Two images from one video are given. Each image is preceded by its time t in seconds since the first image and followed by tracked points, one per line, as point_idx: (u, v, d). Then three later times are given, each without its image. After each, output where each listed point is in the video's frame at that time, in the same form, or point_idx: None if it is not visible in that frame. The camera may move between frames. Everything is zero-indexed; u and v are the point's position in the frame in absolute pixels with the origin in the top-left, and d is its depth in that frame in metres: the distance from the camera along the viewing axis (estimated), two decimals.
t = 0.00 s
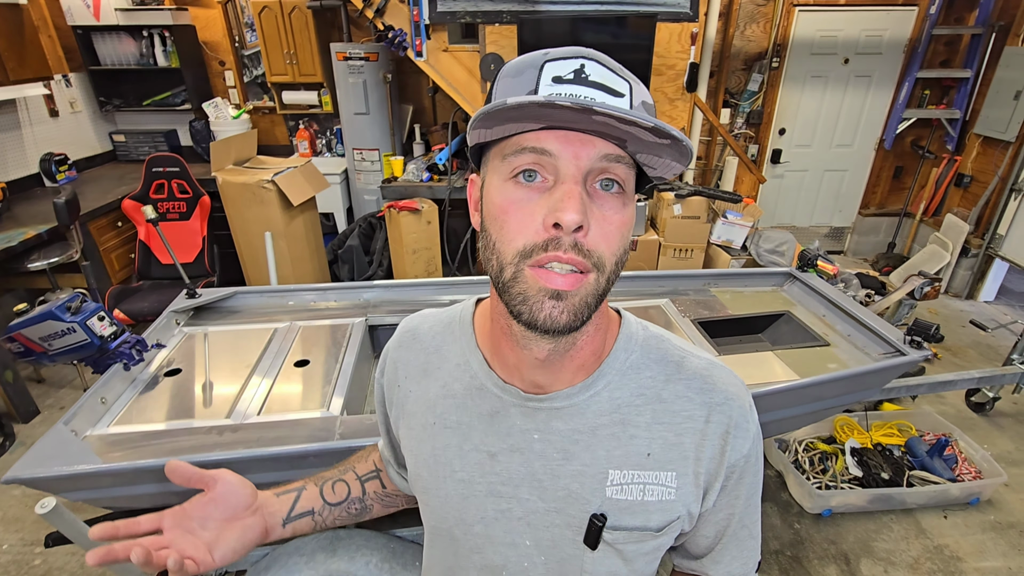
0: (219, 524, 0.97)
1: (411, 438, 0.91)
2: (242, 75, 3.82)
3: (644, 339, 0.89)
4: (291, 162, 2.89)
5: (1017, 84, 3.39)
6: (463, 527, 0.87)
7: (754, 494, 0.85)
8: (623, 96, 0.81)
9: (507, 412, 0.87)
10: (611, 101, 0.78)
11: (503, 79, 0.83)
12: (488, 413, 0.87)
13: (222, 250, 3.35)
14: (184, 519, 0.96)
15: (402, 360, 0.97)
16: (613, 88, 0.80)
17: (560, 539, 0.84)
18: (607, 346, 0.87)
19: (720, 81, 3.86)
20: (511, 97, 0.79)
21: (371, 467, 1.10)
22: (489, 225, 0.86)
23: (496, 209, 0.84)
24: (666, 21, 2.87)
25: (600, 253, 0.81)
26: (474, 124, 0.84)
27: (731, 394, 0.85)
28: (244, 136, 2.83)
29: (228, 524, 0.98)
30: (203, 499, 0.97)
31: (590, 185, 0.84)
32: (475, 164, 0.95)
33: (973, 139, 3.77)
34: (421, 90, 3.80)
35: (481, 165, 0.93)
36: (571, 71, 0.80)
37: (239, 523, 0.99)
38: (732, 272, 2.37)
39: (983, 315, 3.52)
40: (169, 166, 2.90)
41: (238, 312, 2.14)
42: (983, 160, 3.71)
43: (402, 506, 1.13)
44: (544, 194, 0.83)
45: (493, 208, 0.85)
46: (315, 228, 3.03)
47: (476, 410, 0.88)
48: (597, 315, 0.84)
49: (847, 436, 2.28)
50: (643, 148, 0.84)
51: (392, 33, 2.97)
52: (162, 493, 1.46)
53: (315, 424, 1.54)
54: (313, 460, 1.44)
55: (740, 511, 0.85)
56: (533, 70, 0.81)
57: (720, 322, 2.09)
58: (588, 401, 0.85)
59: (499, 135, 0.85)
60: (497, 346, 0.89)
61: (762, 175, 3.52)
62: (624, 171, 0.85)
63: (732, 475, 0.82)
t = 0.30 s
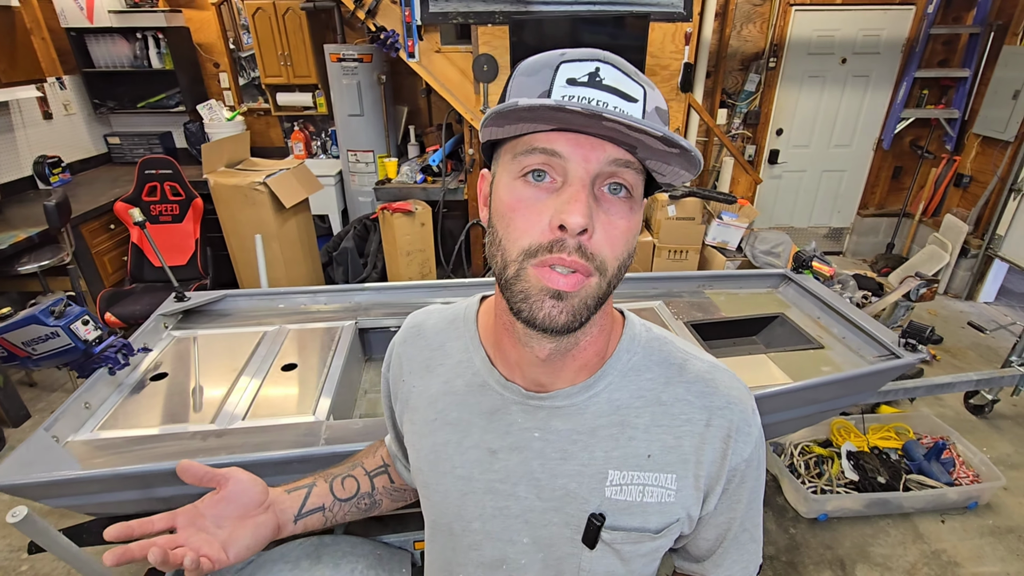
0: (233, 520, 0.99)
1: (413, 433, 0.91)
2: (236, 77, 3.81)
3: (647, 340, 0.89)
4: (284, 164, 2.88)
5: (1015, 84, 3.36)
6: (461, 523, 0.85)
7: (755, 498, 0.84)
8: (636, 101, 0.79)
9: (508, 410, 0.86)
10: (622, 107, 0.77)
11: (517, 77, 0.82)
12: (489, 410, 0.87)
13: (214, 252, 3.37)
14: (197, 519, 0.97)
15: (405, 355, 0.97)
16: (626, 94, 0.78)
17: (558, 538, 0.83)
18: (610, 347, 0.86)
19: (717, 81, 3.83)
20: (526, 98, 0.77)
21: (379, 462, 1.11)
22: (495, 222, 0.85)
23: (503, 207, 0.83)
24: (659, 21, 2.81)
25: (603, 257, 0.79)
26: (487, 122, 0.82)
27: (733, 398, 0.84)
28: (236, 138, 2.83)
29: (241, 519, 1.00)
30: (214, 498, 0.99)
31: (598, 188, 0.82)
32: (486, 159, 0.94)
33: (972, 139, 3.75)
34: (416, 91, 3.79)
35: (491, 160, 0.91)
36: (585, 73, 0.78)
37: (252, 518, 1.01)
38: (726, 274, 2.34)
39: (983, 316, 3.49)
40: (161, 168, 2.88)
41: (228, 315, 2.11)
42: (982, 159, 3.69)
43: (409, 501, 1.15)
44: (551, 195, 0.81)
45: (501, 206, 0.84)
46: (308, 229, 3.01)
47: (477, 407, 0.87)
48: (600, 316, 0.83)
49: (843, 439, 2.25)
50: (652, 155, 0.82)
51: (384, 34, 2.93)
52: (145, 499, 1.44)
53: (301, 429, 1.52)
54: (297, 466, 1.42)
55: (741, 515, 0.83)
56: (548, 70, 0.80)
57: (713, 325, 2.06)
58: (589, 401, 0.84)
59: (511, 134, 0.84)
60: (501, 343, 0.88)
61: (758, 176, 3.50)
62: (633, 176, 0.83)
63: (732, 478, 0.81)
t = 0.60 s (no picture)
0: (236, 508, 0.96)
1: (420, 435, 0.89)
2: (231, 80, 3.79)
3: (660, 342, 0.88)
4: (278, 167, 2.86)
5: (1014, 83, 3.34)
6: (471, 526, 0.84)
7: (765, 502, 0.84)
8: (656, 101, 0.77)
9: (519, 413, 0.85)
10: (642, 108, 0.75)
11: (533, 76, 0.80)
12: (500, 413, 0.85)
13: (209, 256, 3.36)
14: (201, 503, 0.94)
15: (413, 355, 0.94)
16: (646, 93, 0.76)
17: (568, 542, 0.82)
18: (624, 350, 0.84)
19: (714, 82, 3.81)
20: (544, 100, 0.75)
21: (383, 459, 1.09)
22: (509, 224, 0.83)
23: (518, 209, 0.81)
24: (653, 21, 2.77)
25: (621, 262, 0.78)
26: (502, 123, 0.80)
27: (746, 401, 0.83)
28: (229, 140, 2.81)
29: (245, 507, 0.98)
30: (219, 483, 0.96)
31: (616, 191, 0.80)
32: (498, 157, 0.92)
33: (971, 139, 3.73)
34: (411, 93, 3.78)
35: (505, 159, 0.89)
36: (603, 72, 0.76)
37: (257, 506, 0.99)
38: (724, 276, 2.32)
39: (983, 317, 3.47)
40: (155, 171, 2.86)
41: (219, 319, 2.09)
42: (981, 160, 3.67)
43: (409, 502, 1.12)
44: (567, 198, 0.79)
45: (515, 208, 0.82)
46: (303, 233, 3.00)
47: (487, 409, 0.86)
48: (617, 318, 0.82)
49: (842, 443, 2.23)
50: (672, 157, 0.80)
51: (377, 35, 2.94)
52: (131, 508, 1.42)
53: (289, 435, 1.49)
54: (285, 474, 1.40)
55: (751, 520, 0.83)
56: (566, 67, 0.77)
57: (710, 328, 2.04)
58: (602, 405, 0.83)
59: (526, 134, 0.81)
60: (513, 346, 0.86)
61: (755, 177, 3.49)
62: (651, 178, 0.81)
63: (746, 483, 0.81)
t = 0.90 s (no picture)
0: (245, 425, 0.83)
1: (419, 432, 0.86)
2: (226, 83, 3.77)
3: (659, 340, 0.87)
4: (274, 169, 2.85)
5: (1011, 83, 3.34)
6: (471, 523, 0.82)
7: (764, 498, 0.83)
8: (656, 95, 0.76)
9: (522, 408, 0.83)
10: (642, 101, 0.74)
11: (532, 72, 0.79)
12: (503, 409, 0.84)
13: (204, 259, 3.35)
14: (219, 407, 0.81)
15: (412, 349, 0.92)
16: (645, 87, 0.75)
17: (569, 539, 0.80)
18: (623, 347, 0.84)
19: (711, 83, 3.81)
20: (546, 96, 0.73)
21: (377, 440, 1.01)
22: (510, 222, 0.82)
23: (518, 207, 0.80)
24: (649, 22, 2.79)
25: (623, 257, 0.77)
26: (500, 121, 0.79)
27: (745, 397, 0.82)
28: (224, 143, 2.79)
29: (254, 428, 0.84)
30: (241, 393, 0.84)
31: (616, 187, 0.79)
32: (498, 155, 0.90)
33: (968, 139, 3.73)
34: (407, 96, 3.78)
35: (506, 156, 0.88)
36: (602, 67, 0.75)
37: (265, 432, 0.85)
38: (721, 278, 2.31)
39: (983, 317, 3.46)
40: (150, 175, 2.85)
41: (213, 323, 2.07)
42: (979, 160, 3.66)
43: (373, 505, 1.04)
44: (568, 194, 0.78)
45: (515, 206, 0.81)
46: (299, 236, 2.99)
47: (489, 405, 0.84)
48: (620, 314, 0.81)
49: (840, 445, 2.22)
50: (672, 151, 0.79)
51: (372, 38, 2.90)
52: (122, 515, 1.40)
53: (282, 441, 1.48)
54: (277, 480, 1.38)
55: (750, 516, 0.82)
56: (564, 63, 0.77)
57: (707, 331, 2.02)
58: (604, 402, 0.82)
59: (525, 132, 0.80)
60: (516, 343, 0.85)
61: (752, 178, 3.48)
62: (652, 173, 0.80)
63: (744, 479, 0.80)
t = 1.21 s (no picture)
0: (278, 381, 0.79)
1: (419, 432, 0.85)
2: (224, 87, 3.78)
3: (658, 339, 0.86)
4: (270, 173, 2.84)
5: (1007, 84, 3.35)
6: (472, 522, 0.81)
7: (763, 497, 0.82)
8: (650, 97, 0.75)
9: (523, 406, 0.82)
10: (635, 104, 0.73)
11: (528, 76, 0.78)
12: (504, 408, 0.82)
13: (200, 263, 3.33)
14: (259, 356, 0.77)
15: (412, 348, 0.91)
16: (639, 89, 0.74)
17: (569, 537, 0.79)
18: (622, 346, 0.83)
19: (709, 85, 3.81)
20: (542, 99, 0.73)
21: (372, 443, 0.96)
22: (507, 223, 0.81)
23: (516, 207, 0.79)
24: (644, 24, 2.77)
25: (619, 256, 0.76)
26: (496, 123, 0.78)
27: (743, 397, 0.81)
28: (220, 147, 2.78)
29: (285, 385, 0.80)
30: (276, 347, 0.81)
31: (612, 187, 0.78)
32: (496, 157, 0.90)
33: (965, 140, 3.73)
34: (404, 99, 3.77)
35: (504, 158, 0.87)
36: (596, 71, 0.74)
37: (294, 392, 0.81)
38: (719, 280, 2.30)
39: (980, 318, 3.46)
40: (145, 179, 2.83)
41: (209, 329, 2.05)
42: (975, 161, 3.67)
43: (348, 519, 0.95)
44: (564, 194, 0.77)
45: (513, 206, 0.80)
46: (295, 240, 2.97)
47: (490, 404, 0.83)
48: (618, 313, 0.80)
49: (840, 447, 2.22)
50: (666, 151, 0.78)
51: (368, 41, 2.95)
52: (116, 524, 1.39)
53: (278, 448, 1.47)
54: (273, 488, 1.36)
55: (749, 515, 0.81)
56: (560, 67, 0.76)
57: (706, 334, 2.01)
58: (603, 400, 0.81)
59: (521, 134, 0.80)
60: (518, 341, 0.84)
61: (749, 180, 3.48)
62: (646, 173, 0.79)
63: (742, 478, 0.79)
